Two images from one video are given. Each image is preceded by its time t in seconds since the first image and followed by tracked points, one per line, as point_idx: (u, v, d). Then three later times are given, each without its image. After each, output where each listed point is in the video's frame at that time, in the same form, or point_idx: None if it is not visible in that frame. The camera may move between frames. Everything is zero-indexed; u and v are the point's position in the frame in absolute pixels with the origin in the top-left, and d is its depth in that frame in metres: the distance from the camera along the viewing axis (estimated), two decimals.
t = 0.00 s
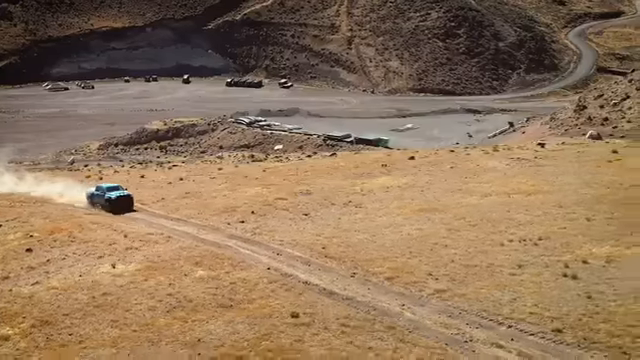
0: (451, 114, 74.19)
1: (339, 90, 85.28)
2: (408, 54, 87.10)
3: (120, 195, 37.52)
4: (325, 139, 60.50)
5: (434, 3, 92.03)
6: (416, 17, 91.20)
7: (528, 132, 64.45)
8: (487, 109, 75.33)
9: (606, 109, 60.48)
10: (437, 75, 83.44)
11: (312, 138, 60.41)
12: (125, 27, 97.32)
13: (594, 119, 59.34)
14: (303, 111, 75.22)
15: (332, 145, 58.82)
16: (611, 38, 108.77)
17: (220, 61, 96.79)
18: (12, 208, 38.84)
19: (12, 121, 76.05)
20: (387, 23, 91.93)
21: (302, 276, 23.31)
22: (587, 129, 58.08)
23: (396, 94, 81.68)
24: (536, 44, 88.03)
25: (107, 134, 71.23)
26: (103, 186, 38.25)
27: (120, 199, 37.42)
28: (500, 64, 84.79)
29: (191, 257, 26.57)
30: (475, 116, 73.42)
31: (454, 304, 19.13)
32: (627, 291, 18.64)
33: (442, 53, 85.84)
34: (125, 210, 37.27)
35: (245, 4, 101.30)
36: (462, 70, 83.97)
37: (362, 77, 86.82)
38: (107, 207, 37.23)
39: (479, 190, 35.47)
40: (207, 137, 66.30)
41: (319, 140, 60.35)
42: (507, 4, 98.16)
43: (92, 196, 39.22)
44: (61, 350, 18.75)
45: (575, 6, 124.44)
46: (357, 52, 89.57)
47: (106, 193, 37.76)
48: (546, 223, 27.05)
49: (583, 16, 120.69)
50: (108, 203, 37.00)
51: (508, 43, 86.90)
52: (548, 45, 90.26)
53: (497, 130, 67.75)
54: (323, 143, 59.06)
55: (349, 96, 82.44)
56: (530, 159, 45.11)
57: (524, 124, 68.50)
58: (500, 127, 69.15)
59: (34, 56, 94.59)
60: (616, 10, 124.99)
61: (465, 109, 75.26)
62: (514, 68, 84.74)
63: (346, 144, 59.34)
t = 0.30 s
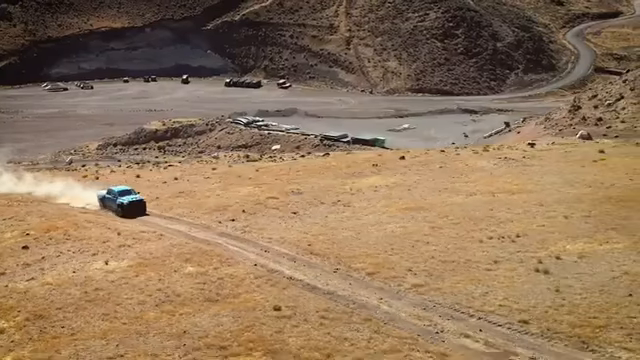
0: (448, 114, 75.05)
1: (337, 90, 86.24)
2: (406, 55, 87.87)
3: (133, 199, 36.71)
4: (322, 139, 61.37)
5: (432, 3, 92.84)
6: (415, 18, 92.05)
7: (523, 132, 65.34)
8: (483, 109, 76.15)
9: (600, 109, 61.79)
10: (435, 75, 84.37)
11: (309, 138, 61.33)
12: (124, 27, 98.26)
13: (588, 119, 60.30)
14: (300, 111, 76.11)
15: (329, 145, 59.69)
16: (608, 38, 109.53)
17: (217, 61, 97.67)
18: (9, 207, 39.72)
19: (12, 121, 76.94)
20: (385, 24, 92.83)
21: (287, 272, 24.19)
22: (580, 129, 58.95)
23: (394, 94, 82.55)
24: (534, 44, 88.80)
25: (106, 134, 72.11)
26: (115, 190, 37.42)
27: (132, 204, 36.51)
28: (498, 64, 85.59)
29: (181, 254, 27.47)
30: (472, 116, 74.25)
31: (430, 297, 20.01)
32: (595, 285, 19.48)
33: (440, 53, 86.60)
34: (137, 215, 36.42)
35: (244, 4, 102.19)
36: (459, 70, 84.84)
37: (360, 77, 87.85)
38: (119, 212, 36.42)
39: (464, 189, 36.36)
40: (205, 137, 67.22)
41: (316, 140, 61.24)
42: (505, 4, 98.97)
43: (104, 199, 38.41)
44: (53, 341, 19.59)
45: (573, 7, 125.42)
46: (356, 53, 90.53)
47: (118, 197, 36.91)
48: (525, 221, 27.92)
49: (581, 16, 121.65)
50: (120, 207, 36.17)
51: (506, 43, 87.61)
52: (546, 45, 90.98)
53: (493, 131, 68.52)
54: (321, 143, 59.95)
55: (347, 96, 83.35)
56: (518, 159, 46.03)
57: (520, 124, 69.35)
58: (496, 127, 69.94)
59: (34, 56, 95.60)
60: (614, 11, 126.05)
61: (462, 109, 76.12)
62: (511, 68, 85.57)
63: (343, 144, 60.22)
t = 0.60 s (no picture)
0: (445, 114, 75.88)
1: (336, 90, 87.12)
2: (405, 55, 88.65)
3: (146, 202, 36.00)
4: (320, 139, 62.26)
5: (430, 4, 93.37)
6: (413, 18, 92.62)
7: (518, 132, 66.20)
8: (481, 109, 76.95)
9: (595, 109, 62.76)
10: (434, 75, 85.21)
11: (307, 138, 62.22)
12: (123, 28, 99.12)
13: (583, 119, 61.18)
14: (298, 111, 76.99)
15: (327, 145, 60.53)
16: (606, 38, 110.21)
17: (216, 62, 98.56)
18: (8, 206, 40.59)
19: (12, 121, 77.82)
20: (383, 24, 93.57)
21: (276, 267, 25.05)
22: (574, 129, 59.98)
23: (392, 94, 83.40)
24: (532, 44, 89.74)
25: (104, 134, 72.94)
26: (128, 192, 36.67)
27: (145, 207, 35.79)
28: (496, 65, 86.41)
29: (174, 251, 28.35)
30: (469, 116, 75.07)
31: (411, 290, 20.87)
32: (568, 279, 20.32)
33: (438, 54, 87.29)
34: (150, 218, 35.72)
35: (243, 5, 103.08)
36: (458, 70, 85.63)
37: (359, 77, 88.73)
38: (132, 215, 35.72)
39: (452, 188, 37.20)
40: (204, 137, 68.16)
41: (314, 140, 62.10)
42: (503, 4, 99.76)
43: (117, 203, 37.68)
44: (48, 332, 20.38)
45: (572, 6, 126.44)
46: (354, 53, 91.41)
47: (131, 199, 36.18)
48: (508, 219, 28.76)
49: (579, 16, 122.59)
50: (133, 211, 35.44)
51: (504, 43, 88.39)
52: (543, 45, 91.76)
53: (489, 131, 69.27)
54: (318, 144, 60.86)
55: (346, 96, 84.20)
56: (507, 159, 46.95)
57: (516, 123, 70.17)
58: (493, 127, 70.72)
59: (33, 56, 96.55)
60: (612, 11, 127.11)
61: (459, 109, 76.93)
62: (510, 68, 86.38)
63: (340, 144, 61.09)
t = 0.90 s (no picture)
0: (442, 114, 77.01)
1: (334, 90, 88.24)
2: (403, 55, 89.68)
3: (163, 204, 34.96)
4: (316, 139, 63.30)
5: (428, 4, 94.11)
6: (411, 18, 93.43)
7: (513, 131, 67.26)
8: (478, 109, 78.04)
9: (588, 109, 63.89)
10: (431, 75, 86.32)
11: (304, 138, 63.28)
12: (122, 28, 100.15)
13: (576, 119, 62.25)
14: (296, 111, 78.03)
15: (323, 145, 61.56)
16: (603, 38, 111.14)
17: (214, 62, 99.60)
18: (6, 203, 41.63)
19: (12, 121, 78.90)
20: (381, 25, 94.52)
21: (262, 261, 26.12)
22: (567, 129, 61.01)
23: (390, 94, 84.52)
24: (529, 45, 90.92)
25: (103, 134, 73.97)
26: (143, 194, 35.70)
27: (161, 208, 34.74)
28: (493, 65, 87.50)
29: (166, 246, 29.43)
30: (465, 116, 76.15)
31: (389, 281, 21.93)
32: (538, 271, 21.37)
33: (436, 54, 88.31)
34: (167, 220, 34.73)
35: (242, 5, 104.03)
36: (455, 70, 86.68)
37: (357, 77, 89.80)
38: (149, 216, 34.66)
39: (437, 185, 38.25)
40: (202, 137, 69.24)
41: (311, 140, 63.14)
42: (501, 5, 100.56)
43: (132, 205, 36.71)
44: (44, 321, 21.41)
45: (570, 6, 127.61)
46: (352, 53, 92.51)
47: (147, 201, 35.21)
48: (488, 215, 29.81)
49: (577, 16, 123.70)
50: (149, 212, 34.46)
51: (501, 43, 89.45)
52: (540, 46, 92.87)
53: (485, 131, 70.24)
54: (315, 143, 61.93)
55: (344, 96, 85.28)
56: (494, 158, 48.06)
57: (512, 123, 71.22)
58: (488, 127, 71.72)
59: (33, 57, 97.60)
60: (610, 11, 128.26)
61: (456, 109, 78.05)
62: (507, 68, 87.51)
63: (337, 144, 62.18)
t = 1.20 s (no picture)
0: (439, 114, 78.14)
1: (333, 90, 89.36)
2: (401, 56, 91.03)
3: (181, 208, 33.81)
4: (313, 139, 64.49)
5: (426, 5, 95.78)
6: (409, 19, 95.01)
7: (508, 131, 68.38)
8: (474, 109, 79.15)
9: (582, 109, 64.99)
10: (429, 75, 87.59)
11: (301, 138, 64.42)
12: (121, 29, 101.34)
13: (570, 119, 63.32)
14: (294, 111, 79.13)
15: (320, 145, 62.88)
16: (600, 39, 112.24)
17: (212, 63, 100.74)
18: (6, 201, 42.78)
19: (12, 121, 80.03)
20: (380, 25, 95.88)
21: (251, 254, 27.30)
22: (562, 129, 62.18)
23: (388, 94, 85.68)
24: (527, 45, 92.25)
25: (103, 134, 75.11)
26: (161, 197, 34.58)
27: (179, 213, 33.61)
28: (491, 65, 88.83)
29: (159, 240, 30.62)
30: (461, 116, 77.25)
31: (369, 273, 23.09)
32: (511, 262, 22.52)
33: (434, 55, 89.69)
34: (185, 225, 33.61)
35: (241, 6, 105.25)
36: (453, 71, 87.97)
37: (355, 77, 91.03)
38: (166, 221, 33.54)
39: (424, 183, 39.40)
40: (200, 136, 70.40)
41: (308, 140, 64.31)
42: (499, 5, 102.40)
43: (149, 208, 35.65)
44: (42, 310, 22.53)
45: (568, 7, 128.79)
46: (351, 53, 93.67)
47: (164, 205, 34.11)
48: (469, 211, 30.97)
49: (575, 17, 124.87)
50: (167, 217, 33.36)
51: (499, 44, 90.89)
52: (538, 46, 94.14)
53: (480, 131, 71.23)
54: (312, 143, 63.15)
55: (342, 96, 86.48)
56: (482, 156, 49.19)
57: (508, 122, 72.37)
58: (484, 127, 72.73)
59: (33, 57, 98.74)
60: (608, 12, 129.40)
61: (452, 109, 79.19)
62: (504, 69, 88.80)
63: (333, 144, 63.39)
